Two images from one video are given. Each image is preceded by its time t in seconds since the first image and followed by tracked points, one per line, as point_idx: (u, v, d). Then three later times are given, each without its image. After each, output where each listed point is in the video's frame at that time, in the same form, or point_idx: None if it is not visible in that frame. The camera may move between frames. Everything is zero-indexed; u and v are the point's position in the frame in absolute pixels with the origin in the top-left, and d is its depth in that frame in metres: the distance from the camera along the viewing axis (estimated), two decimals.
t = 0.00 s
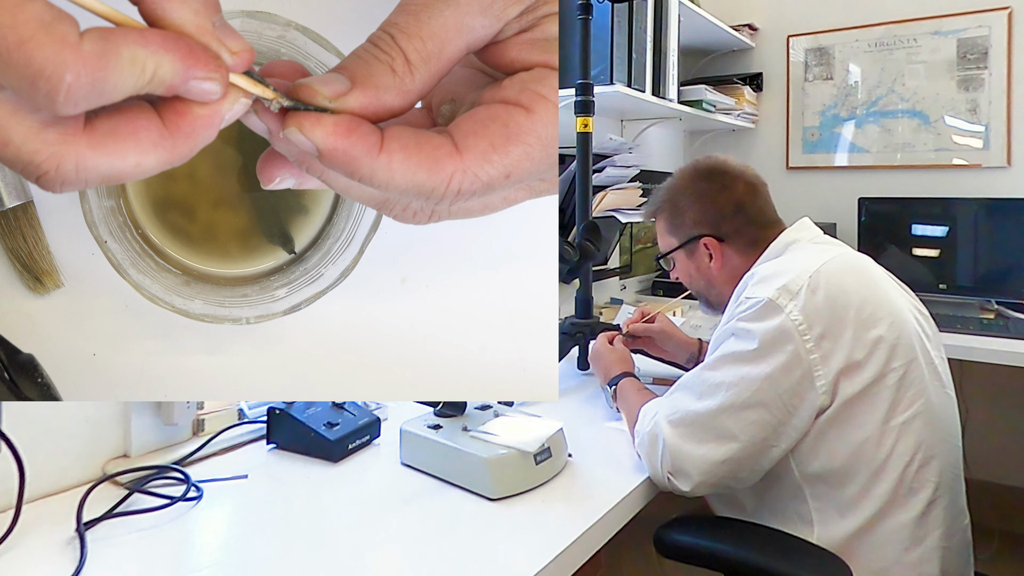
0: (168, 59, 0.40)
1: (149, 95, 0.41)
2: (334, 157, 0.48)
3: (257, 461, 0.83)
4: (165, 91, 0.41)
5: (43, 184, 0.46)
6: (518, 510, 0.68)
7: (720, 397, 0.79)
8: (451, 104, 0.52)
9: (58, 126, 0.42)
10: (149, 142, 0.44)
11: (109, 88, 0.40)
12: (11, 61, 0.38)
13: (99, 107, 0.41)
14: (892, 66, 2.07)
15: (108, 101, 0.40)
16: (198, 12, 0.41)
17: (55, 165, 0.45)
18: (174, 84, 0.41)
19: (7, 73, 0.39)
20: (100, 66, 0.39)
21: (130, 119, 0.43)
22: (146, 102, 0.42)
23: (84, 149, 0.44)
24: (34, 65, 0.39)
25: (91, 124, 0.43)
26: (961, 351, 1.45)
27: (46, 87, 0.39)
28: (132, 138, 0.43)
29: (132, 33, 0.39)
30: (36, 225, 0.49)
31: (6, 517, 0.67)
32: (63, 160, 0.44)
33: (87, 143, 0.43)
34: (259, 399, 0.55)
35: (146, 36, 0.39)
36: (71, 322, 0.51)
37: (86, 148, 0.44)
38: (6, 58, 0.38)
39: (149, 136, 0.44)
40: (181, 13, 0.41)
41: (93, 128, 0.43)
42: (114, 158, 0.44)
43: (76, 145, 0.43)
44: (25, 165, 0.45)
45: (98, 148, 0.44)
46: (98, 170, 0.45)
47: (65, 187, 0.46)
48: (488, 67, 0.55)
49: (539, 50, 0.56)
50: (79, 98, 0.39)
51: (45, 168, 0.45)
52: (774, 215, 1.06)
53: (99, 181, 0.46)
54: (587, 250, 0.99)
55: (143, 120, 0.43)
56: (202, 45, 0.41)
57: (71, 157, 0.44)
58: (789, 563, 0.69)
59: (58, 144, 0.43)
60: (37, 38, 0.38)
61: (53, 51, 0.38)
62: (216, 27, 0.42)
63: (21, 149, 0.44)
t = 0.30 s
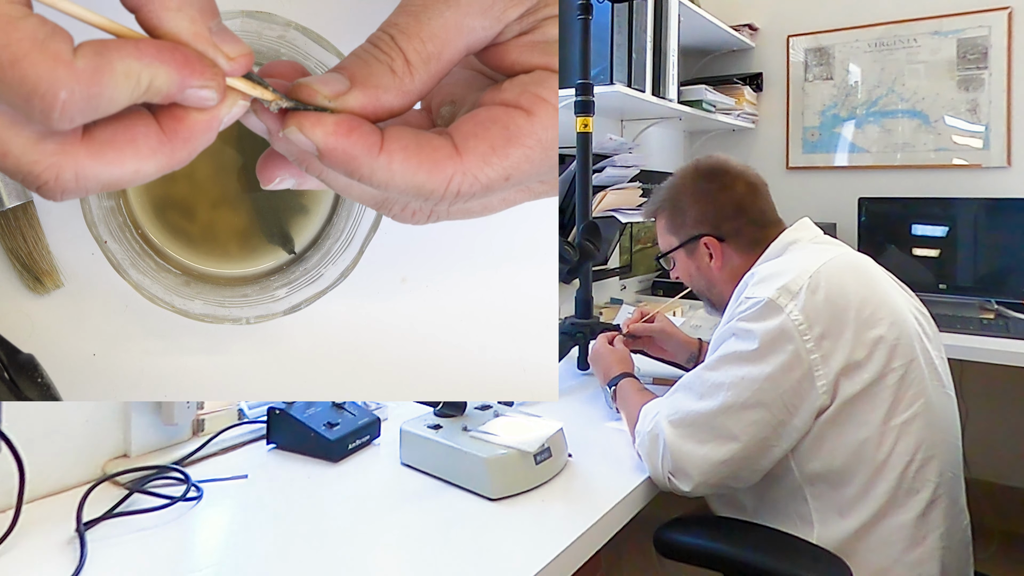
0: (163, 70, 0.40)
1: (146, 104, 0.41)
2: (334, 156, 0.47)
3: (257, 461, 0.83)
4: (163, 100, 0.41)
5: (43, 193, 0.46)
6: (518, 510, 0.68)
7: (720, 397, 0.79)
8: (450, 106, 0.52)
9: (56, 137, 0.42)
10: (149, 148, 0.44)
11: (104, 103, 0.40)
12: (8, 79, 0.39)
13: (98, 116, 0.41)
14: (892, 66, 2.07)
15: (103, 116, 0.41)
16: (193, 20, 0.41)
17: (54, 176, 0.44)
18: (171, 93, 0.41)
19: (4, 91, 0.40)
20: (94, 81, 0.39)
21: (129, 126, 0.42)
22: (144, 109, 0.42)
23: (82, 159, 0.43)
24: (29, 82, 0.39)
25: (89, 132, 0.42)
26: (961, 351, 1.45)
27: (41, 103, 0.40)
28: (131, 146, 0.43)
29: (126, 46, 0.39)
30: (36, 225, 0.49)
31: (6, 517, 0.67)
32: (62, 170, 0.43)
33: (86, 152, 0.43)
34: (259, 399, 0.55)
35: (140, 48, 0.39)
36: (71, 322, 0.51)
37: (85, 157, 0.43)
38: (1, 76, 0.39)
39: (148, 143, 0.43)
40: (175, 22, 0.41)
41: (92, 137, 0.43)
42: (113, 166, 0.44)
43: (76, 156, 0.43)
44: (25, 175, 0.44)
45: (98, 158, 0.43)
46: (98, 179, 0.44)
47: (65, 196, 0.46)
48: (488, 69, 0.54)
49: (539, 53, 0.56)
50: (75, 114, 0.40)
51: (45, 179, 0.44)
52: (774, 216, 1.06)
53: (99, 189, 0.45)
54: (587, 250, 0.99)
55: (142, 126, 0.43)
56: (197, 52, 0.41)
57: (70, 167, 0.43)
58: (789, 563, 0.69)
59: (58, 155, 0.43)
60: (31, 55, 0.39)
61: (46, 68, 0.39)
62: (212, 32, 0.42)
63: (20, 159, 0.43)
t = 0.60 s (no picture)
0: (172, 53, 0.40)
1: (153, 93, 0.41)
2: (327, 169, 0.49)
3: (257, 461, 0.83)
4: (171, 85, 0.41)
5: (45, 197, 0.45)
6: (519, 510, 0.68)
7: (720, 397, 0.79)
8: (445, 104, 0.53)
9: (62, 135, 0.42)
10: (152, 146, 0.44)
11: (116, 91, 0.39)
12: (17, 68, 0.38)
13: (103, 112, 0.41)
14: (892, 66, 2.07)
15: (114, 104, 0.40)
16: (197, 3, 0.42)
17: (59, 176, 0.44)
18: (180, 77, 0.40)
19: (13, 81, 0.38)
20: (105, 68, 0.39)
21: (132, 125, 0.43)
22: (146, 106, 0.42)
23: (87, 159, 0.43)
24: (40, 71, 0.38)
25: (93, 131, 0.43)
26: (961, 351, 1.45)
27: (52, 91, 0.38)
28: (134, 144, 0.43)
29: (134, 32, 0.39)
30: (36, 225, 0.49)
31: (6, 517, 0.67)
32: (67, 170, 0.43)
33: (90, 152, 0.43)
34: (259, 399, 0.55)
35: (147, 34, 0.39)
36: (71, 322, 0.51)
37: (89, 156, 0.43)
38: (11, 65, 0.38)
39: (150, 141, 0.44)
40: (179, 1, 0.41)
41: (96, 136, 0.43)
42: (117, 166, 0.44)
43: (80, 155, 0.43)
44: (27, 177, 0.44)
45: (102, 157, 0.43)
46: (102, 179, 0.44)
47: (70, 200, 0.46)
48: (483, 65, 0.54)
49: (532, 52, 0.56)
50: (87, 101, 0.39)
51: (49, 178, 0.44)
52: (774, 216, 1.06)
53: (103, 191, 0.45)
54: (587, 250, 0.99)
55: (144, 125, 0.43)
56: (200, 36, 0.41)
57: (75, 167, 0.43)
58: (788, 562, 0.69)
59: (62, 155, 0.43)
60: (42, 43, 0.38)
61: (57, 56, 0.38)
62: (211, 19, 0.42)
63: (25, 158, 0.43)
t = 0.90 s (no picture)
0: (176, 48, 0.38)
1: (156, 89, 0.40)
2: (313, 161, 0.48)
3: (257, 461, 0.83)
4: (175, 82, 0.40)
5: (47, 193, 0.44)
6: (519, 510, 0.68)
7: (720, 398, 0.79)
8: (440, 101, 0.52)
9: (64, 131, 0.41)
10: (154, 143, 0.43)
11: (122, 84, 0.38)
12: (22, 60, 0.37)
13: (106, 108, 0.40)
14: (892, 66, 2.07)
15: (121, 97, 0.39)
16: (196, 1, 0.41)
17: (61, 172, 0.42)
18: (184, 73, 0.39)
19: (19, 73, 0.37)
20: (112, 60, 0.37)
21: (134, 121, 0.42)
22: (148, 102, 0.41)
23: (90, 155, 0.42)
24: (47, 63, 0.37)
25: (95, 128, 0.41)
26: (961, 351, 1.45)
27: (59, 84, 0.37)
28: (137, 141, 0.42)
29: (138, 26, 0.37)
30: (36, 225, 0.49)
31: (6, 517, 0.67)
32: (69, 167, 0.42)
33: (93, 148, 0.42)
34: (260, 399, 0.55)
35: (151, 28, 0.38)
36: (71, 322, 0.51)
37: (92, 153, 0.42)
38: (18, 57, 0.36)
39: (153, 137, 0.43)
40: None
41: (98, 133, 0.42)
42: (119, 163, 0.43)
43: (82, 151, 0.42)
44: (28, 173, 0.43)
45: (105, 153, 0.42)
46: (106, 176, 0.43)
47: (72, 197, 0.44)
48: (480, 58, 0.54)
49: (524, 41, 0.56)
50: (94, 95, 0.38)
51: (51, 174, 0.42)
52: (774, 216, 1.06)
53: (106, 188, 0.44)
54: (587, 250, 0.99)
55: (146, 121, 0.42)
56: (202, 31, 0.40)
57: (77, 164, 0.42)
58: (789, 563, 0.69)
59: (64, 151, 0.42)
60: (49, 34, 0.36)
61: (65, 48, 0.36)
62: (211, 18, 0.42)
63: (27, 154, 0.42)
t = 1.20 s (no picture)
0: (184, 43, 0.39)
1: (164, 81, 0.40)
2: (308, 152, 0.47)
3: (258, 461, 0.83)
4: (184, 77, 0.40)
5: (56, 186, 0.44)
6: (519, 509, 0.68)
7: (720, 398, 0.79)
8: (432, 101, 0.52)
9: (73, 123, 0.41)
10: (162, 136, 0.42)
11: (127, 78, 0.38)
12: (26, 58, 0.37)
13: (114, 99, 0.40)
14: (892, 66, 2.07)
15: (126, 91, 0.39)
16: None
17: (69, 165, 0.42)
18: (192, 67, 0.40)
19: (24, 70, 0.37)
20: (116, 55, 0.38)
21: (143, 113, 0.41)
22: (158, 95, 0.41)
23: (98, 148, 0.42)
24: (51, 59, 0.37)
25: (104, 119, 0.41)
26: (961, 351, 1.45)
27: (64, 79, 0.38)
28: (145, 132, 0.42)
29: (144, 21, 0.38)
30: (36, 225, 0.49)
31: (6, 517, 0.67)
32: (78, 159, 0.42)
33: (101, 140, 0.42)
34: (260, 399, 0.55)
35: (158, 23, 0.38)
36: (71, 322, 0.51)
37: (100, 145, 0.42)
38: (20, 56, 0.37)
39: (161, 130, 0.42)
40: None
41: (107, 125, 0.41)
42: (127, 155, 0.42)
43: (91, 143, 0.42)
44: (39, 166, 0.43)
45: (112, 145, 0.42)
46: (114, 168, 0.43)
47: (82, 189, 0.44)
48: (473, 58, 0.55)
49: (524, 46, 0.56)
50: (98, 88, 0.38)
51: (60, 167, 0.42)
52: (774, 216, 1.06)
53: (114, 181, 0.43)
54: (587, 250, 0.99)
55: (154, 113, 0.42)
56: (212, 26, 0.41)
57: (86, 156, 0.42)
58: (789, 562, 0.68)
59: (73, 143, 0.42)
60: (52, 31, 0.37)
61: (67, 44, 0.37)
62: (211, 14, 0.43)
63: (37, 149, 0.42)
